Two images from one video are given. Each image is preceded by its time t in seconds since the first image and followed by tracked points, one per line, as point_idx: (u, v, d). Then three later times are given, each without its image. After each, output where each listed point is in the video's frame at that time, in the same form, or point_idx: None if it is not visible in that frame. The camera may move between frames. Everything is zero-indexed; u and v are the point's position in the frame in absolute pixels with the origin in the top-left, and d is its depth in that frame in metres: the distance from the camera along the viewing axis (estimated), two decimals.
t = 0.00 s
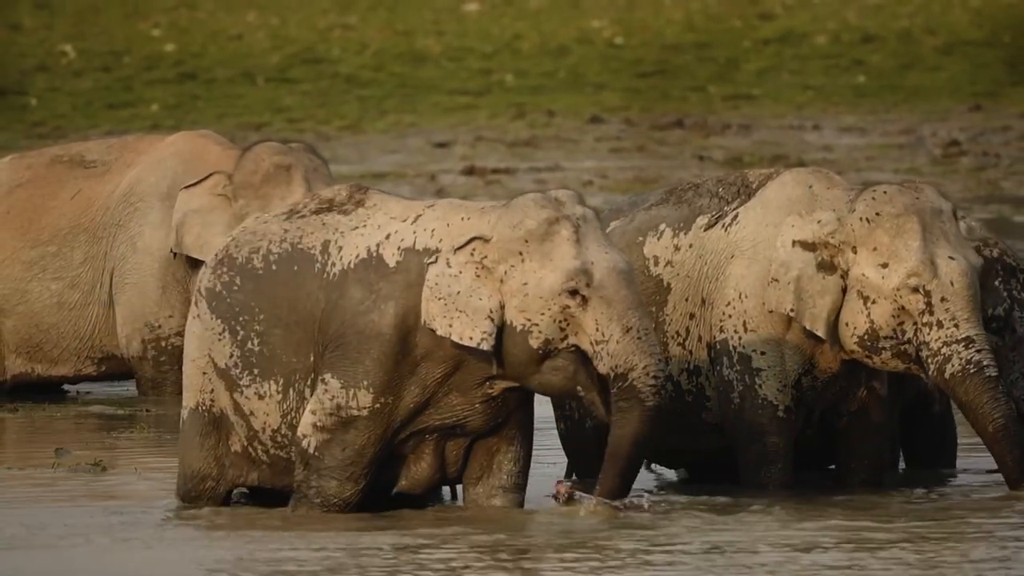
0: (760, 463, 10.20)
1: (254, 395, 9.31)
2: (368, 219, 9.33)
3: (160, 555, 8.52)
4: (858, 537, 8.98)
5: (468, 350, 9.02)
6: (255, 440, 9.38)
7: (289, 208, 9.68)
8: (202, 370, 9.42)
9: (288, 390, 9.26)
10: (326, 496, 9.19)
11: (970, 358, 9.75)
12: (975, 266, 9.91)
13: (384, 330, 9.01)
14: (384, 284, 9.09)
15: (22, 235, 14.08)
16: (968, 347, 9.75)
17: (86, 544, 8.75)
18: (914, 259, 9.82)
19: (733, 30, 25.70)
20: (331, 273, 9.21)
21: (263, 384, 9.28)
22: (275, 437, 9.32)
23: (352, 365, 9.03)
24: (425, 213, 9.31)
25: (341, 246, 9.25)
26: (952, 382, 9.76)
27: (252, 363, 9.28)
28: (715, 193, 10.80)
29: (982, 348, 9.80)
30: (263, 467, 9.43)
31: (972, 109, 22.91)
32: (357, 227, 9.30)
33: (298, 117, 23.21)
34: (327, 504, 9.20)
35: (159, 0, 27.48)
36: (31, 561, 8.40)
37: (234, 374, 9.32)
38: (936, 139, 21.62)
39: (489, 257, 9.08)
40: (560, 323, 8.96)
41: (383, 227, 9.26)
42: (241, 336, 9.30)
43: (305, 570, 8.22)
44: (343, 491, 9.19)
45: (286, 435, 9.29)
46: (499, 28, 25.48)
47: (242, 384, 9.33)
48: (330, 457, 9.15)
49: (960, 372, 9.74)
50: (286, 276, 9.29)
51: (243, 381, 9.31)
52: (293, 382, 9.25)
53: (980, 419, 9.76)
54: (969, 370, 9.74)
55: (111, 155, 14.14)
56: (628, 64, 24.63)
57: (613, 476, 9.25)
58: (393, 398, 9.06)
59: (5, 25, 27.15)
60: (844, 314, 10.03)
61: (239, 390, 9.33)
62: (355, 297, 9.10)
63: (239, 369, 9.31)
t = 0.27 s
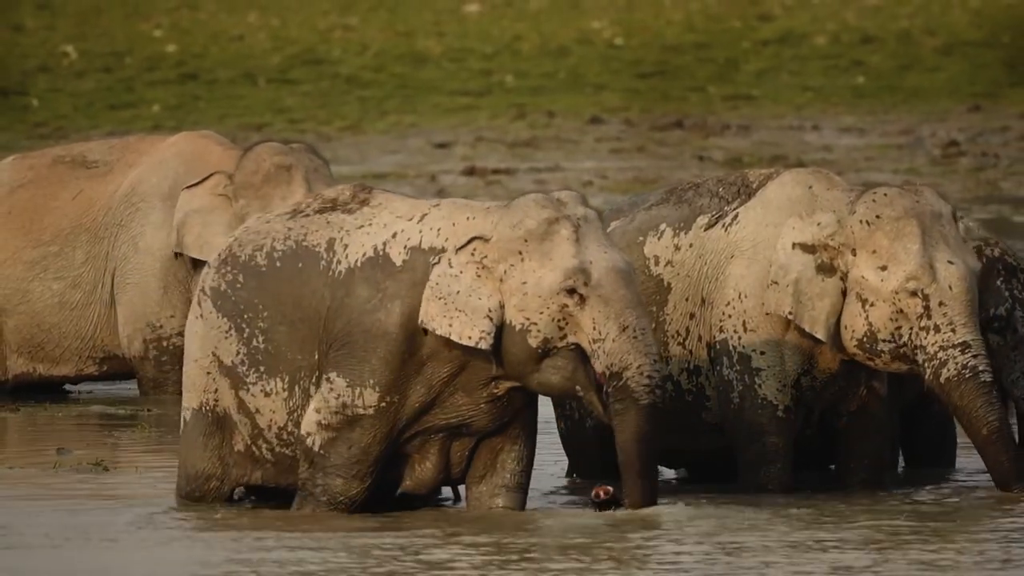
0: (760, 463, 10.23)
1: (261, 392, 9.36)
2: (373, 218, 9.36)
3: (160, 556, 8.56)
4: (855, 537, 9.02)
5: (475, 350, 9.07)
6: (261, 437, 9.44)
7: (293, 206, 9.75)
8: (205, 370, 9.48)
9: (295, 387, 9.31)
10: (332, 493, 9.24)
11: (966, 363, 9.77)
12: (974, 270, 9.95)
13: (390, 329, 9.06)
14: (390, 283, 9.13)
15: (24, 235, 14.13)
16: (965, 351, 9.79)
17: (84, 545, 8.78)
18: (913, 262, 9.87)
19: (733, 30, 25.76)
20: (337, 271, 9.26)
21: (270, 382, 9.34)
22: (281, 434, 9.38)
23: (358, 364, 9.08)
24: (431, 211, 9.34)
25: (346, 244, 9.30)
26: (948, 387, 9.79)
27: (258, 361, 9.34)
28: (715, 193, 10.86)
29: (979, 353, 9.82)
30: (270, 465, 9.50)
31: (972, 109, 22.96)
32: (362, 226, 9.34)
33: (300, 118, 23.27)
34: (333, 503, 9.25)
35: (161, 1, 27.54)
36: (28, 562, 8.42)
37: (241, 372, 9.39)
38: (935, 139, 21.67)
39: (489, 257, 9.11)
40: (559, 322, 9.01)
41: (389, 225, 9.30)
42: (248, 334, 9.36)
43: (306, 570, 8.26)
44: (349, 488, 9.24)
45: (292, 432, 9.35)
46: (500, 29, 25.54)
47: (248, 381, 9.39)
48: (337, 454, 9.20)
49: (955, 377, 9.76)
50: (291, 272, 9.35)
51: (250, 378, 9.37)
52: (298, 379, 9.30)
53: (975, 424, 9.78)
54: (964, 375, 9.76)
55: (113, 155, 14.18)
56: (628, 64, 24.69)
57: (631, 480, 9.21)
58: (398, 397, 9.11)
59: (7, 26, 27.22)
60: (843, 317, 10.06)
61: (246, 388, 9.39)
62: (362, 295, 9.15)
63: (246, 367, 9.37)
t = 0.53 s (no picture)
0: (760, 462, 10.26)
1: (264, 391, 9.38)
2: (374, 217, 9.36)
3: (162, 555, 8.58)
4: (854, 537, 9.03)
5: (473, 351, 9.06)
6: (265, 436, 9.46)
7: (296, 205, 9.75)
8: (207, 368, 9.48)
9: (297, 386, 9.33)
10: (332, 492, 9.27)
11: (960, 370, 9.73)
12: (972, 273, 9.87)
13: (388, 329, 9.08)
14: (389, 284, 9.15)
15: (25, 235, 14.15)
16: (959, 357, 9.73)
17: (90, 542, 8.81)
18: (909, 264, 9.80)
19: (733, 31, 25.79)
20: (339, 269, 9.27)
21: (273, 380, 9.36)
22: (284, 433, 9.41)
23: (357, 365, 9.11)
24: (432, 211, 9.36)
25: (348, 242, 9.31)
26: (942, 393, 9.75)
27: (262, 359, 9.35)
28: (715, 193, 10.88)
29: (975, 359, 9.76)
30: (273, 465, 9.52)
31: (971, 110, 22.98)
32: (363, 225, 9.35)
33: (300, 118, 23.28)
34: (333, 502, 9.28)
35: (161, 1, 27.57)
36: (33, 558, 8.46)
37: (244, 370, 9.39)
38: (935, 140, 21.69)
39: (485, 258, 9.10)
40: (556, 322, 8.99)
41: (390, 225, 9.31)
42: (251, 332, 9.37)
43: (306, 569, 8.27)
44: (349, 488, 9.27)
45: (295, 431, 9.37)
46: (500, 30, 25.57)
47: (252, 379, 9.40)
48: (336, 454, 9.23)
49: (948, 383, 9.73)
50: (292, 270, 9.36)
51: (253, 376, 9.38)
52: (301, 378, 9.32)
53: (969, 432, 9.74)
54: (958, 383, 9.73)
55: (114, 154, 14.20)
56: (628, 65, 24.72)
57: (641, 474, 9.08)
58: (398, 397, 9.14)
59: (8, 26, 27.25)
60: (842, 318, 10.02)
61: (249, 386, 9.40)
62: (361, 295, 9.17)
63: (249, 365, 9.38)
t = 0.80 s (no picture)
0: (759, 462, 10.30)
1: (269, 387, 9.40)
2: (378, 214, 9.38)
3: (164, 555, 8.61)
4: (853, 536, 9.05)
5: (472, 352, 9.05)
6: (271, 433, 9.49)
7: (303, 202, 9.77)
8: (210, 364, 9.50)
9: (302, 382, 9.36)
10: (333, 488, 9.30)
11: (959, 364, 9.70)
12: (969, 270, 9.88)
13: (389, 327, 9.09)
14: (390, 281, 9.17)
15: (27, 235, 14.21)
16: (958, 352, 9.72)
17: (89, 543, 8.84)
18: (906, 263, 9.82)
19: (732, 31, 25.84)
20: (343, 264, 9.30)
21: (279, 377, 9.39)
22: (290, 431, 9.44)
23: (358, 361, 9.12)
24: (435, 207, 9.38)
25: (352, 239, 9.34)
26: (941, 387, 9.73)
27: (268, 356, 9.38)
28: (715, 193, 10.93)
29: (972, 354, 9.75)
30: (278, 462, 9.55)
31: (970, 110, 23.03)
32: (368, 222, 9.37)
33: (300, 118, 23.33)
34: (335, 500, 9.32)
35: (162, 2, 27.63)
36: (31, 560, 8.48)
37: (250, 367, 9.41)
38: (933, 140, 21.74)
39: (486, 258, 9.10)
40: (556, 324, 8.97)
41: (394, 222, 9.32)
42: (257, 329, 9.40)
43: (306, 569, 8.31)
44: (350, 485, 9.30)
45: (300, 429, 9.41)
46: (500, 31, 25.63)
47: (257, 376, 9.42)
48: (337, 450, 9.25)
49: (948, 377, 9.70)
50: (298, 267, 9.39)
51: (258, 373, 9.40)
52: (306, 374, 9.35)
53: (968, 425, 9.71)
54: (957, 376, 9.70)
55: (115, 155, 14.26)
56: (628, 66, 24.78)
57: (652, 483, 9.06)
58: (398, 395, 9.14)
59: (9, 28, 27.31)
60: (841, 319, 10.06)
61: (254, 383, 9.42)
62: (363, 292, 9.18)
63: (255, 362, 9.40)
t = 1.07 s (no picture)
0: (759, 462, 10.34)
1: (275, 382, 9.45)
2: (388, 208, 9.43)
3: (164, 556, 8.64)
4: (853, 536, 9.09)
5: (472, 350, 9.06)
6: (276, 429, 9.53)
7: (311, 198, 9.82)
8: (214, 360, 9.53)
9: (308, 377, 9.41)
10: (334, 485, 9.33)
11: (957, 364, 9.75)
12: (968, 272, 9.93)
13: (398, 318, 9.14)
14: (400, 273, 9.22)
15: (28, 235, 14.24)
16: (957, 353, 9.77)
17: (86, 544, 8.86)
18: (905, 264, 9.87)
19: (732, 32, 25.87)
20: (353, 257, 9.35)
21: (285, 371, 9.43)
22: (294, 426, 9.48)
23: (364, 352, 9.17)
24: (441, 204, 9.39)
25: (361, 232, 9.39)
26: (940, 388, 9.78)
27: (274, 351, 9.43)
28: (715, 193, 10.94)
29: (971, 355, 9.80)
30: (282, 456, 9.57)
31: (969, 111, 23.06)
32: (377, 216, 9.42)
33: (301, 119, 23.36)
34: (337, 484, 9.32)
35: (163, 3, 27.66)
36: (31, 560, 8.51)
37: (255, 362, 9.45)
38: (932, 140, 21.77)
39: (486, 256, 9.11)
40: (552, 323, 9.00)
41: (401, 216, 9.37)
42: (264, 324, 9.44)
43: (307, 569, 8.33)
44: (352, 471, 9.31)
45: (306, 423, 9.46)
46: (500, 32, 25.67)
47: (262, 371, 9.46)
48: (339, 437, 9.27)
49: (946, 377, 9.76)
50: (306, 262, 9.44)
51: (264, 368, 9.44)
52: (313, 368, 9.40)
53: (964, 424, 9.75)
54: (955, 377, 9.74)
55: (116, 155, 14.28)
56: (627, 66, 24.82)
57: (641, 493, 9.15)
58: (403, 385, 9.16)
59: (9, 29, 27.34)
60: (839, 319, 10.10)
61: (260, 377, 9.46)
62: (373, 284, 9.24)
63: (261, 357, 9.44)
